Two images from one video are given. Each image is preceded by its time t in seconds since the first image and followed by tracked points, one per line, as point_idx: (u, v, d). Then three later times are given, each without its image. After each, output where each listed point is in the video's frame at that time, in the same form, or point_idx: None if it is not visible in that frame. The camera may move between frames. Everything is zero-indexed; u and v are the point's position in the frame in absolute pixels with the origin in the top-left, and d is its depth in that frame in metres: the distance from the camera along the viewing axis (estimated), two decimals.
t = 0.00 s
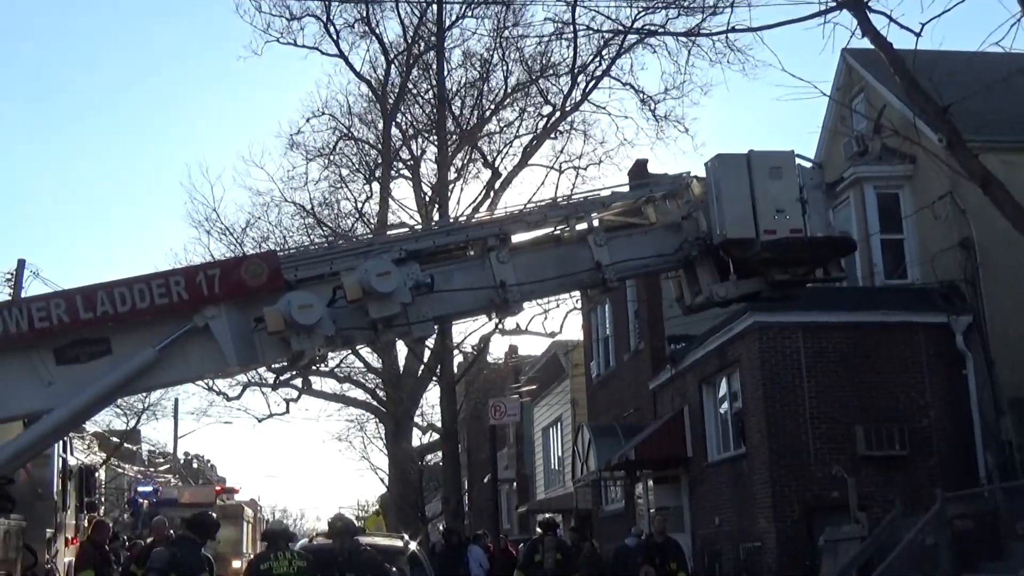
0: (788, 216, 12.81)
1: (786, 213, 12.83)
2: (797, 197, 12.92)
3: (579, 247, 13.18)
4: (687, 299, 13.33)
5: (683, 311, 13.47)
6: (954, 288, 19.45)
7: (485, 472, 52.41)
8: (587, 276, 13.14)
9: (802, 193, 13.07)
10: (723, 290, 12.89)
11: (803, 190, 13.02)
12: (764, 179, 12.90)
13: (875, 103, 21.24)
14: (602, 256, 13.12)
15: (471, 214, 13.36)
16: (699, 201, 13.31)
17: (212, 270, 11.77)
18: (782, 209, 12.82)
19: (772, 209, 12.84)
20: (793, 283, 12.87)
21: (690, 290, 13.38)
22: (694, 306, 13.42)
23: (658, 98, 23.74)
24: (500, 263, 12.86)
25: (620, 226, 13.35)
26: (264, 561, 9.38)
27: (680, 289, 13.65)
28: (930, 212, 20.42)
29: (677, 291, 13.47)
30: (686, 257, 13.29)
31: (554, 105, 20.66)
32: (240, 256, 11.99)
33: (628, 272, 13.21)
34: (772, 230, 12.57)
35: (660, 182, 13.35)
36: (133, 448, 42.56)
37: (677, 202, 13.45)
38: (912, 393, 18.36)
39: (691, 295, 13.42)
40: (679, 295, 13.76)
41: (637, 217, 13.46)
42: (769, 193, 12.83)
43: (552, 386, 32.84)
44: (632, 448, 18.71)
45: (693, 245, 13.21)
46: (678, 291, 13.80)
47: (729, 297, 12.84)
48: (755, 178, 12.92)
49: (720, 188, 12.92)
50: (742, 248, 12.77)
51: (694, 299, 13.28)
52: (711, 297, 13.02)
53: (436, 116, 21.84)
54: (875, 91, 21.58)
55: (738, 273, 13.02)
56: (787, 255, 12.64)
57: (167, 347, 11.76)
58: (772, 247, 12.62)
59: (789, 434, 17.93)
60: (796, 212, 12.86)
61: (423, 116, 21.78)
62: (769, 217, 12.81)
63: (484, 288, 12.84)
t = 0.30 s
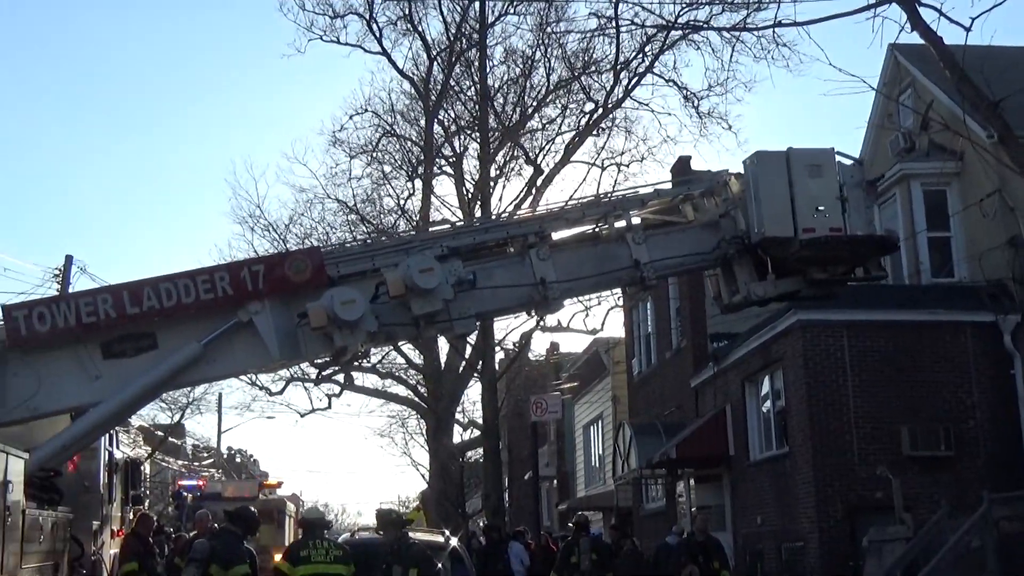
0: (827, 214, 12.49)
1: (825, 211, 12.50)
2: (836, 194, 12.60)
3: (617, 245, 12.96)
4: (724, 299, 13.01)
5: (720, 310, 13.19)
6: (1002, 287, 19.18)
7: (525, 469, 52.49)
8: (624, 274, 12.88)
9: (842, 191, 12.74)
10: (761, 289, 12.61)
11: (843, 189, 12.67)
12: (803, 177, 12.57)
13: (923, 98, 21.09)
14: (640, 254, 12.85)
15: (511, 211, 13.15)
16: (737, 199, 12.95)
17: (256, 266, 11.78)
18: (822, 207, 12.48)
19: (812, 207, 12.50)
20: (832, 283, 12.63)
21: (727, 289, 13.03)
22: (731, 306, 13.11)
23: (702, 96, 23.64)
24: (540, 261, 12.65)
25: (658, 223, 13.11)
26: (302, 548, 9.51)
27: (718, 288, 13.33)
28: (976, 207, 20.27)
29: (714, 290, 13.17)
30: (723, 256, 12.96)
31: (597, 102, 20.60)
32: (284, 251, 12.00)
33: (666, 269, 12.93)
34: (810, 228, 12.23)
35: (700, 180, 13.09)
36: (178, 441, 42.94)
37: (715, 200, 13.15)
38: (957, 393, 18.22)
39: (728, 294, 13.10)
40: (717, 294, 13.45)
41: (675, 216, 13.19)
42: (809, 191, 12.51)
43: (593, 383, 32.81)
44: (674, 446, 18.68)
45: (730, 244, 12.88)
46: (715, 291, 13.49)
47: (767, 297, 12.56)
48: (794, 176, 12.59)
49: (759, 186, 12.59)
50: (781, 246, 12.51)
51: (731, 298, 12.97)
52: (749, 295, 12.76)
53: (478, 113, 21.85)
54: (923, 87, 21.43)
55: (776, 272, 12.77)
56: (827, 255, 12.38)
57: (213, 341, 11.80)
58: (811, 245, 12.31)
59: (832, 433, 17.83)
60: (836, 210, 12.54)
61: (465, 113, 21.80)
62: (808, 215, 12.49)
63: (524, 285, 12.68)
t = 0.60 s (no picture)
0: (827, 211, 12.44)
1: (825, 208, 12.46)
2: (836, 191, 12.54)
3: (618, 241, 12.84)
4: (723, 295, 12.98)
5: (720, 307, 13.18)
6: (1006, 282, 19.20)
7: (527, 464, 52.59)
8: (623, 271, 12.74)
9: (842, 187, 12.66)
10: (761, 286, 12.62)
11: (843, 185, 12.61)
12: (802, 174, 12.52)
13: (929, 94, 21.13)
14: (641, 250, 12.74)
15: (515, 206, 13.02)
16: (737, 196, 12.87)
17: (260, 261, 11.75)
18: (821, 204, 12.44)
19: (812, 204, 12.46)
20: (831, 279, 12.62)
21: (726, 286, 12.95)
22: (729, 302, 13.04)
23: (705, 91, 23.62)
24: (542, 256, 12.57)
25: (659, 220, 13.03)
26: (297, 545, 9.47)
27: (717, 284, 13.29)
28: (982, 203, 20.28)
29: (713, 286, 13.13)
30: (723, 253, 12.89)
31: (600, 96, 20.58)
32: (289, 246, 11.95)
33: (667, 265, 12.81)
34: (810, 226, 12.20)
35: (700, 176, 13.02)
36: (179, 435, 42.95)
37: (715, 197, 13.04)
38: (961, 389, 18.22)
39: (727, 290, 13.04)
40: (716, 291, 13.39)
41: (675, 212, 13.10)
42: (808, 188, 12.47)
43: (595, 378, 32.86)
44: (676, 442, 18.71)
45: (730, 241, 12.80)
46: (715, 288, 13.44)
47: (767, 294, 12.59)
48: (794, 173, 12.54)
49: (758, 183, 12.52)
50: (780, 243, 12.47)
51: (730, 295, 12.92)
52: (748, 292, 12.68)
53: (483, 108, 21.83)
54: (928, 82, 21.45)
55: (774, 269, 12.80)
56: (826, 252, 12.34)
57: (217, 336, 11.78)
58: (810, 242, 12.28)
59: (835, 429, 17.86)
60: (836, 207, 12.48)
61: (470, 108, 21.80)
62: (808, 212, 12.44)
63: (526, 281, 12.60)
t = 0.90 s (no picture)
0: (772, 209, 12.37)
1: (770, 205, 12.41)
2: (782, 189, 12.46)
3: (567, 237, 12.74)
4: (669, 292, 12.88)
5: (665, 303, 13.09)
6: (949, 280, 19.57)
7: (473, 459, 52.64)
8: (572, 267, 12.68)
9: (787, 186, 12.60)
10: (706, 283, 12.54)
11: (788, 184, 12.53)
12: (748, 172, 12.47)
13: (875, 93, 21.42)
14: (589, 245, 12.66)
15: (465, 202, 12.96)
16: (683, 193, 12.83)
17: (210, 254, 11.52)
18: (767, 201, 12.38)
19: (757, 201, 12.39)
20: (776, 277, 12.62)
21: (671, 283, 12.90)
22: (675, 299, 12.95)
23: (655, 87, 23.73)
24: (493, 251, 12.43)
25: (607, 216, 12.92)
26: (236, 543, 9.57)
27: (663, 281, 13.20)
28: (927, 201, 20.61)
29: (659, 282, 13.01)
30: (669, 250, 12.80)
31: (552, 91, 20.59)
32: (240, 239, 11.74)
33: (615, 261, 12.73)
34: (755, 223, 12.14)
35: (645, 173, 12.96)
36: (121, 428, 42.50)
37: (662, 194, 12.99)
38: (906, 385, 18.49)
39: (673, 287, 12.95)
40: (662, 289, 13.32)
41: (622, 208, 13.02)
42: (754, 186, 12.38)
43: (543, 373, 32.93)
44: (625, 437, 18.79)
45: (677, 237, 12.76)
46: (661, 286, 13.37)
47: (712, 291, 12.51)
48: (740, 171, 12.50)
49: (705, 180, 12.43)
50: (726, 240, 12.47)
51: (676, 291, 12.83)
52: (694, 289, 12.60)
53: (434, 102, 21.77)
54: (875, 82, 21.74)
55: (720, 266, 12.76)
56: (771, 250, 12.39)
57: (165, 330, 11.54)
58: (755, 239, 12.27)
59: (782, 424, 18.02)
60: (781, 204, 12.43)
61: (421, 101, 21.73)
62: (753, 210, 12.38)
63: (477, 276, 12.42)
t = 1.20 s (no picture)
0: (747, 209, 12.21)
1: (745, 205, 12.24)
2: (756, 190, 12.30)
3: (543, 235, 12.56)
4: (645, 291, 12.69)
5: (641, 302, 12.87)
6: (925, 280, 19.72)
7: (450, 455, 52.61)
8: (549, 264, 12.50)
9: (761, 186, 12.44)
10: (680, 283, 12.33)
11: (763, 184, 12.37)
12: (724, 173, 12.28)
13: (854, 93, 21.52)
14: (566, 244, 12.49)
15: (443, 198, 12.74)
16: (658, 192, 12.57)
17: (190, 247, 11.41)
18: (741, 202, 12.23)
19: (732, 201, 12.23)
20: (752, 277, 12.41)
21: (646, 282, 12.70)
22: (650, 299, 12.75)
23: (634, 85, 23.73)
24: (472, 248, 12.24)
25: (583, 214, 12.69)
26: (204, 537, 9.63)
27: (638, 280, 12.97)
28: (905, 202, 20.69)
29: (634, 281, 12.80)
30: (644, 249, 12.56)
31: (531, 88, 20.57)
32: (220, 233, 11.62)
33: (591, 260, 12.52)
34: (730, 224, 11.98)
35: (620, 172, 12.69)
36: (96, 423, 42.29)
37: (637, 193, 12.76)
38: (883, 384, 18.61)
39: (649, 286, 12.73)
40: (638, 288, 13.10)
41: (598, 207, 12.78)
42: (729, 187, 12.22)
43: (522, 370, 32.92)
44: (604, 434, 18.80)
45: (651, 237, 12.50)
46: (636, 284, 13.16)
47: (687, 291, 12.32)
48: (715, 174, 12.28)
49: (679, 180, 12.25)
50: (698, 240, 12.26)
51: (651, 290, 12.62)
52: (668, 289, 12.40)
53: (414, 97, 21.71)
54: (854, 82, 21.85)
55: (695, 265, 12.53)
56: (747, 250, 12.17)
57: (144, 324, 11.41)
58: (729, 240, 12.08)
59: (760, 422, 18.06)
60: (755, 205, 12.27)
61: (401, 96, 21.68)
62: (727, 210, 12.22)
63: (454, 273, 12.26)
